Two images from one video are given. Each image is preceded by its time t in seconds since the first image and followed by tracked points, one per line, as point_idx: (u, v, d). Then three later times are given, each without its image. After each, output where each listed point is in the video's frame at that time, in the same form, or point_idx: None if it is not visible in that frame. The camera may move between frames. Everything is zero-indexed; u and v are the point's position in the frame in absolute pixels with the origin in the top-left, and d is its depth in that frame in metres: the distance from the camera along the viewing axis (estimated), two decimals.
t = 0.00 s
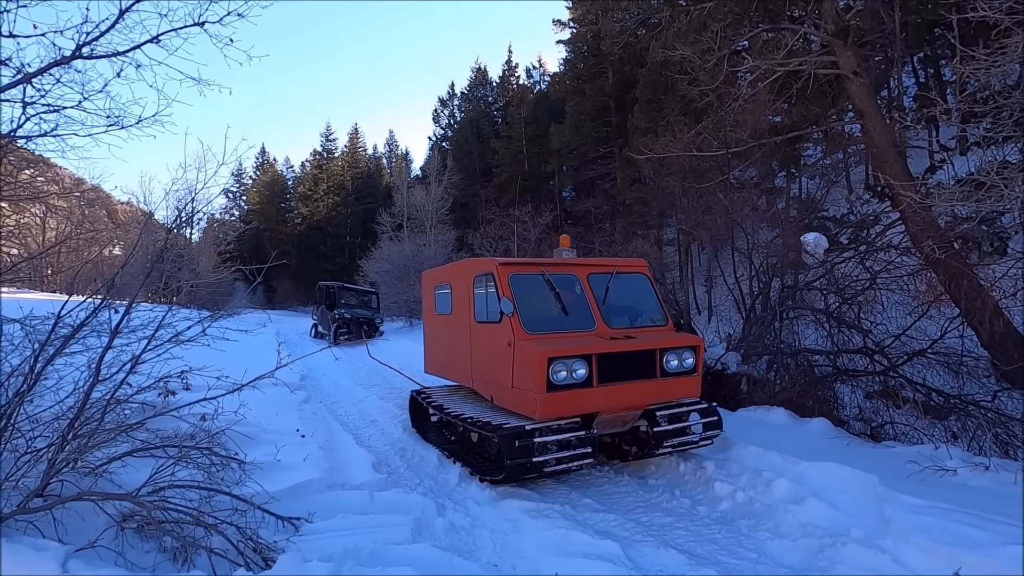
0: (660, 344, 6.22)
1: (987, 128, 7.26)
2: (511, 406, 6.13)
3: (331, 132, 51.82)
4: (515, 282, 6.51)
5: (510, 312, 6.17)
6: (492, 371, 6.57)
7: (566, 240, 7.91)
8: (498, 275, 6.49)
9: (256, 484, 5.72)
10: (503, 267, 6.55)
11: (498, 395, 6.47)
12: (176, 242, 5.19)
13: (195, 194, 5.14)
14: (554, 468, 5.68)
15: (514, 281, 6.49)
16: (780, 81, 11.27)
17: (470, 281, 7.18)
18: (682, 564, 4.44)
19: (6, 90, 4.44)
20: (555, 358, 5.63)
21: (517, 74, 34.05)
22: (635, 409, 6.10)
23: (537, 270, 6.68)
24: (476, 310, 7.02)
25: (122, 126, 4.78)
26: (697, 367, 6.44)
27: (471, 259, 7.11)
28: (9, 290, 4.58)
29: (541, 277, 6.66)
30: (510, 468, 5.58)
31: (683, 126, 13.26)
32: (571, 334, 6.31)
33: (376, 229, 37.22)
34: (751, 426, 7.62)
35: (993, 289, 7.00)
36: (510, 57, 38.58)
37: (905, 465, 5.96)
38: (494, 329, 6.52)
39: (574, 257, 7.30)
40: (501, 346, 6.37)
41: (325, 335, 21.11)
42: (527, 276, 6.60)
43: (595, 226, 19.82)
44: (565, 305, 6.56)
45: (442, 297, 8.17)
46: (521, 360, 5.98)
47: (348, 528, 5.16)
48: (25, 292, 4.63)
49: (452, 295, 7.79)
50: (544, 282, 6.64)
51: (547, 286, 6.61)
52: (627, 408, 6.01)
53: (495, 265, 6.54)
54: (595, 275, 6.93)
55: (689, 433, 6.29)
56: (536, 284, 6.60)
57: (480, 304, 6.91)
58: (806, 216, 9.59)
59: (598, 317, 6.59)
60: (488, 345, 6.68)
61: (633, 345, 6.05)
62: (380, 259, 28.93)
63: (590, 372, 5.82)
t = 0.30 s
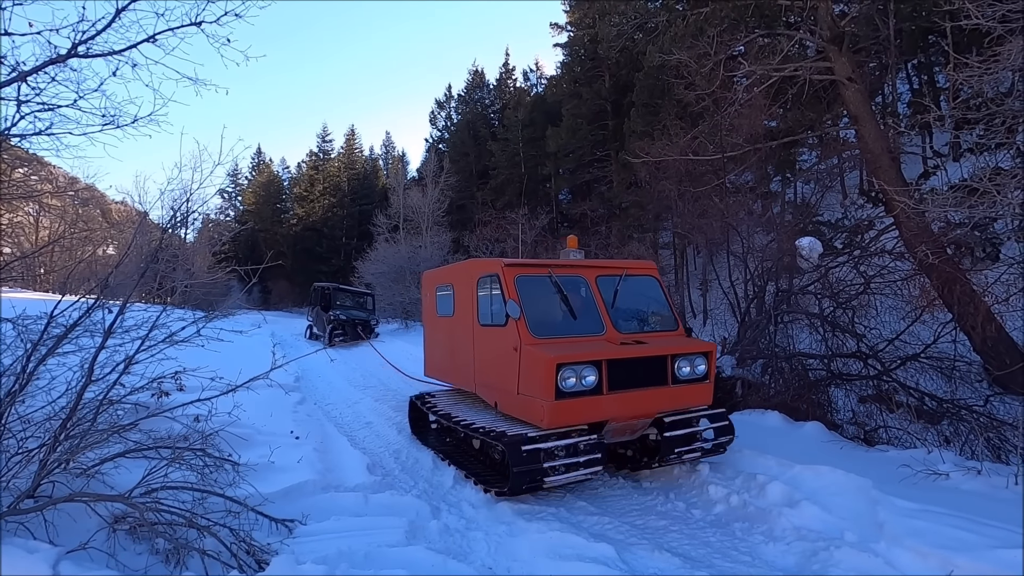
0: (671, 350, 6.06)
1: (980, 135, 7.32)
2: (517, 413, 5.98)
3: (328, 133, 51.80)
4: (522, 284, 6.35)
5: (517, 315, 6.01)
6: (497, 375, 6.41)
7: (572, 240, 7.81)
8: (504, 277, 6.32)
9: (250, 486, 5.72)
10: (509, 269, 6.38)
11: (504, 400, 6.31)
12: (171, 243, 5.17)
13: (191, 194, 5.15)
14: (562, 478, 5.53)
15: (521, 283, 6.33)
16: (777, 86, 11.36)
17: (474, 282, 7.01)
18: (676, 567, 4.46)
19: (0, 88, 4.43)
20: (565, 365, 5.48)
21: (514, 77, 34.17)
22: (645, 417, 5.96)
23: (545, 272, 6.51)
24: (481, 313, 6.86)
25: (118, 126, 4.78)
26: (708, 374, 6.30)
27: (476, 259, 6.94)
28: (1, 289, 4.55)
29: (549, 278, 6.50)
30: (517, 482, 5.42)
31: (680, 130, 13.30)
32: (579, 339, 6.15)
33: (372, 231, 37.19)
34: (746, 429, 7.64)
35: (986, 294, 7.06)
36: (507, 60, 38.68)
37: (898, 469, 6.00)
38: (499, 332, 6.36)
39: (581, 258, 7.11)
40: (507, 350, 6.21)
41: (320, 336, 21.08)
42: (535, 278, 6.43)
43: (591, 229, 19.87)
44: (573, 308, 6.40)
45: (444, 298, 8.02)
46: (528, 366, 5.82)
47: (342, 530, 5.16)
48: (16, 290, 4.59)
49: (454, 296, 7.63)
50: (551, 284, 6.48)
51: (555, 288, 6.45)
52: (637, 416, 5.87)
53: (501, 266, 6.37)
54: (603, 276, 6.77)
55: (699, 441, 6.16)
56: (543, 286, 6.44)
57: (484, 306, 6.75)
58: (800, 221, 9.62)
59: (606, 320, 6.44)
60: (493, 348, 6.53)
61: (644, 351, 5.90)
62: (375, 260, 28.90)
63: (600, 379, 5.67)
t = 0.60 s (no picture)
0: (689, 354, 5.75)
1: (980, 136, 7.32)
2: (527, 419, 5.67)
3: (328, 131, 51.77)
4: (533, 284, 6.04)
5: (528, 317, 5.69)
6: (506, 380, 6.11)
7: (585, 239, 7.17)
8: (514, 276, 6.01)
9: (249, 484, 5.73)
10: (520, 268, 6.07)
11: (513, 405, 6.01)
12: (171, 241, 5.17)
13: (191, 192, 5.15)
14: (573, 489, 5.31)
15: (532, 284, 6.02)
16: (777, 86, 11.29)
17: (482, 282, 6.71)
18: (675, 566, 4.46)
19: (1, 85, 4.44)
20: (579, 369, 5.16)
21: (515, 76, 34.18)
22: (662, 424, 5.65)
23: (557, 272, 6.20)
24: (488, 314, 6.56)
25: (118, 122, 4.93)
26: (727, 380, 5.99)
27: (485, 258, 6.64)
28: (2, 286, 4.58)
29: (561, 279, 6.18)
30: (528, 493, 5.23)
31: (680, 130, 13.30)
32: (593, 342, 5.83)
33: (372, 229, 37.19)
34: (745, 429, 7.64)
35: (985, 295, 7.06)
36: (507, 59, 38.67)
37: (897, 469, 6.00)
38: (509, 334, 6.05)
39: (594, 258, 6.84)
40: (517, 353, 5.90)
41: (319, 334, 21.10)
42: (546, 278, 6.12)
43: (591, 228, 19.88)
44: (586, 310, 6.09)
45: (450, 298, 7.75)
46: (539, 370, 5.51)
47: (342, 528, 5.17)
48: (16, 287, 4.60)
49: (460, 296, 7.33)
50: (564, 285, 6.17)
51: (567, 289, 6.14)
52: (654, 423, 5.56)
53: (511, 265, 6.06)
54: (617, 277, 6.46)
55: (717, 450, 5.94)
56: (555, 287, 6.13)
57: (493, 307, 6.46)
58: (800, 221, 9.60)
59: (621, 323, 6.13)
60: (502, 351, 6.22)
61: (662, 354, 5.59)
62: (375, 258, 28.91)
63: (615, 384, 5.36)
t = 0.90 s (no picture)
0: (698, 353, 5.63)
1: (971, 137, 7.37)
2: (530, 419, 5.51)
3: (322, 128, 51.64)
4: (537, 280, 5.84)
5: (533, 314, 5.51)
6: (508, 379, 5.94)
7: (591, 233, 7.02)
8: (518, 272, 5.81)
9: (242, 482, 5.73)
10: (523, 263, 5.89)
11: (515, 406, 5.84)
12: (163, 237, 5.15)
13: (183, 188, 5.14)
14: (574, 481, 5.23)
15: (536, 280, 5.83)
16: (771, 86, 11.44)
17: (483, 278, 6.53)
18: (667, 564, 4.49)
19: None
20: (586, 368, 5.01)
21: (510, 74, 34.20)
22: (669, 425, 5.52)
23: (562, 267, 6.00)
24: (490, 311, 6.36)
25: (109, 118, 4.93)
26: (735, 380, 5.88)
27: (486, 253, 6.44)
28: None
29: (565, 274, 6.00)
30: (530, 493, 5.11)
31: (674, 129, 13.34)
32: (599, 340, 5.67)
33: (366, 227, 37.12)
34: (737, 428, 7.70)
35: (975, 295, 7.14)
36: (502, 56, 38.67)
37: (887, 467, 6.06)
38: (512, 332, 5.87)
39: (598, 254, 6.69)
40: (520, 351, 5.72)
41: (312, 332, 21.06)
42: (551, 273, 5.93)
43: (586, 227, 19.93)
44: (592, 307, 5.92)
45: (449, 295, 7.60)
46: (543, 368, 5.34)
47: (334, 526, 5.18)
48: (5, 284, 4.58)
49: (460, 293, 7.16)
50: (569, 281, 5.98)
51: (572, 285, 5.96)
52: (661, 424, 5.42)
53: (514, 260, 5.86)
54: (623, 273, 6.30)
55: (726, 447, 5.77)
56: (559, 283, 5.96)
57: (494, 304, 6.28)
58: (793, 220, 9.62)
59: (627, 321, 5.97)
60: (503, 349, 6.04)
61: (670, 354, 5.45)
62: (369, 256, 28.87)
63: (623, 384, 5.21)
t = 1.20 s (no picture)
0: (704, 346, 5.62)
1: (964, 131, 7.40)
2: (534, 413, 5.49)
3: (316, 120, 51.38)
4: (540, 272, 5.82)
5: (536, 306, 5.48)
6: (511, 372, 5.91)
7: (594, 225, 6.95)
8: (521, 263, 5.78)
9: (237, 475, 5.74)
10: (527, 253, 5.84)
11: (518, 399, 5.82)
12: (156, 230, 5.13)
13: (176, 181, 5.11)
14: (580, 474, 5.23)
15: (539, 271, 5.80)
16: (766, 79, 11.54)
17: (484, 269, 6.48)
18: (661, 554, 4.54)
19: None
20: (592, 360, 4.99)
21: (505, 66, 34.12)
22: (674, 418, 5.52)
23: (565, 259, 5.98)
24: (491, 303, 6.33)
25: (99, 110, 4.66)
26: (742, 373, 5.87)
27: (488, 244, 6.39)
28: None
29: (569, 265, 5.97)
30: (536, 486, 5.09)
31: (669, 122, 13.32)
32: (604, 333, 5.65)
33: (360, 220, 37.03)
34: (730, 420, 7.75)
35: (965, 288, 7.22)
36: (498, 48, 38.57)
37: (877, 458, 6.13)
38: (514, 324, 5.84)
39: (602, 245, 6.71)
40: (523, 343, 5.69)
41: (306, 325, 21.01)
42: (554, 265, 5.91)
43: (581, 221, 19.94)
44: (597, 299, 5.90)
45: (448, 287, 7.56)
46: (547, 361, 5.32)
47: (329, 518, 5.20)
48: None
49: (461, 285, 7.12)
50: (572, 272, 5.96)
51: (576, 277, 5.93)
52: (667, 418, 5.42)
53: (517, 251, 5.83)
54: (627, 265, 6.28)
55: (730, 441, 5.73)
56: (563, 274, 5.93)
57: (495, 296, 6.24)
58: (788, 214, 9.60)
59: (632, 313, 5.95)
60: (506, 342, 6.01)
61: (676, 346, 5.43)
62: (363, 249, 28.80)
63: (628, 376, 5.20)
